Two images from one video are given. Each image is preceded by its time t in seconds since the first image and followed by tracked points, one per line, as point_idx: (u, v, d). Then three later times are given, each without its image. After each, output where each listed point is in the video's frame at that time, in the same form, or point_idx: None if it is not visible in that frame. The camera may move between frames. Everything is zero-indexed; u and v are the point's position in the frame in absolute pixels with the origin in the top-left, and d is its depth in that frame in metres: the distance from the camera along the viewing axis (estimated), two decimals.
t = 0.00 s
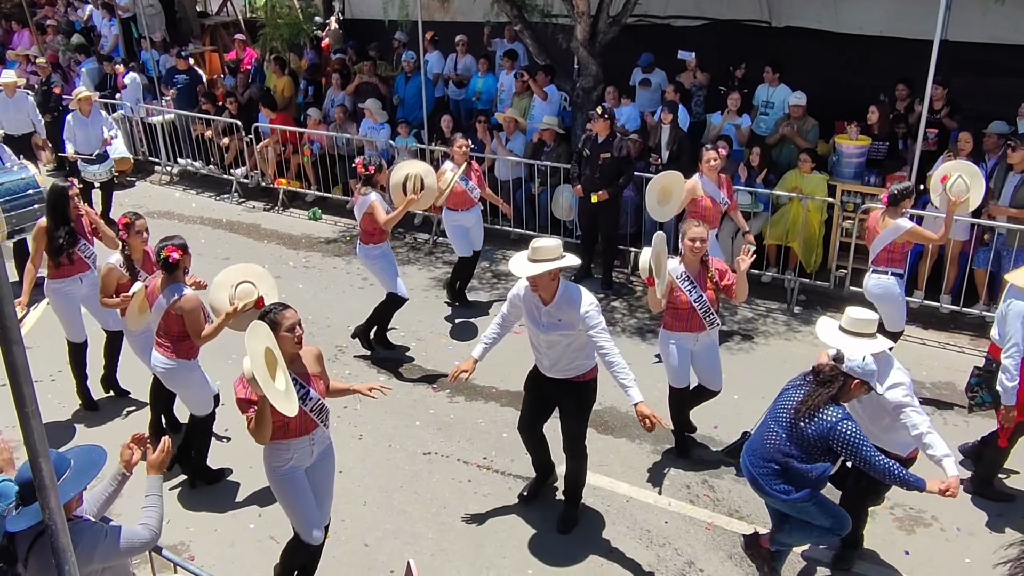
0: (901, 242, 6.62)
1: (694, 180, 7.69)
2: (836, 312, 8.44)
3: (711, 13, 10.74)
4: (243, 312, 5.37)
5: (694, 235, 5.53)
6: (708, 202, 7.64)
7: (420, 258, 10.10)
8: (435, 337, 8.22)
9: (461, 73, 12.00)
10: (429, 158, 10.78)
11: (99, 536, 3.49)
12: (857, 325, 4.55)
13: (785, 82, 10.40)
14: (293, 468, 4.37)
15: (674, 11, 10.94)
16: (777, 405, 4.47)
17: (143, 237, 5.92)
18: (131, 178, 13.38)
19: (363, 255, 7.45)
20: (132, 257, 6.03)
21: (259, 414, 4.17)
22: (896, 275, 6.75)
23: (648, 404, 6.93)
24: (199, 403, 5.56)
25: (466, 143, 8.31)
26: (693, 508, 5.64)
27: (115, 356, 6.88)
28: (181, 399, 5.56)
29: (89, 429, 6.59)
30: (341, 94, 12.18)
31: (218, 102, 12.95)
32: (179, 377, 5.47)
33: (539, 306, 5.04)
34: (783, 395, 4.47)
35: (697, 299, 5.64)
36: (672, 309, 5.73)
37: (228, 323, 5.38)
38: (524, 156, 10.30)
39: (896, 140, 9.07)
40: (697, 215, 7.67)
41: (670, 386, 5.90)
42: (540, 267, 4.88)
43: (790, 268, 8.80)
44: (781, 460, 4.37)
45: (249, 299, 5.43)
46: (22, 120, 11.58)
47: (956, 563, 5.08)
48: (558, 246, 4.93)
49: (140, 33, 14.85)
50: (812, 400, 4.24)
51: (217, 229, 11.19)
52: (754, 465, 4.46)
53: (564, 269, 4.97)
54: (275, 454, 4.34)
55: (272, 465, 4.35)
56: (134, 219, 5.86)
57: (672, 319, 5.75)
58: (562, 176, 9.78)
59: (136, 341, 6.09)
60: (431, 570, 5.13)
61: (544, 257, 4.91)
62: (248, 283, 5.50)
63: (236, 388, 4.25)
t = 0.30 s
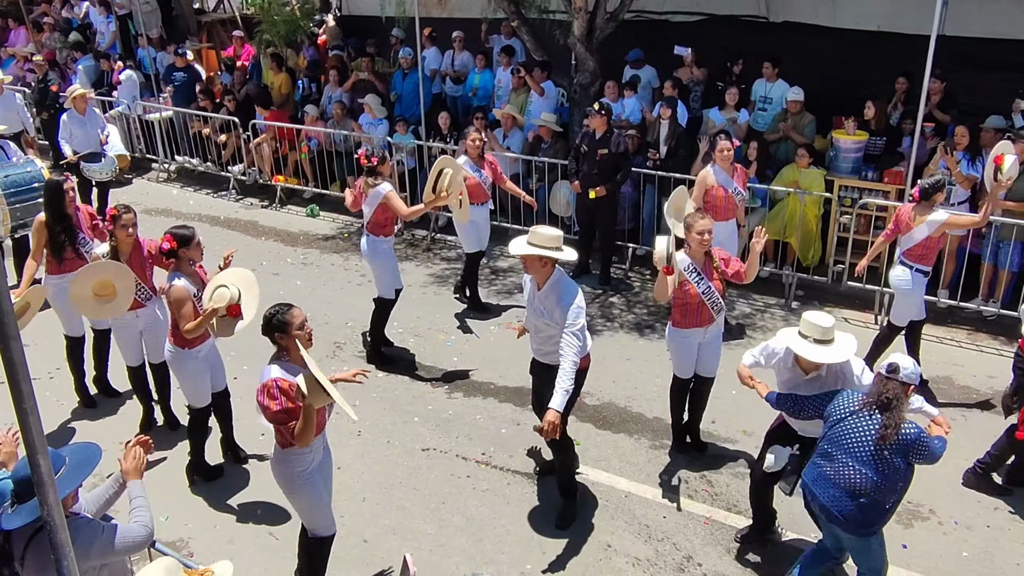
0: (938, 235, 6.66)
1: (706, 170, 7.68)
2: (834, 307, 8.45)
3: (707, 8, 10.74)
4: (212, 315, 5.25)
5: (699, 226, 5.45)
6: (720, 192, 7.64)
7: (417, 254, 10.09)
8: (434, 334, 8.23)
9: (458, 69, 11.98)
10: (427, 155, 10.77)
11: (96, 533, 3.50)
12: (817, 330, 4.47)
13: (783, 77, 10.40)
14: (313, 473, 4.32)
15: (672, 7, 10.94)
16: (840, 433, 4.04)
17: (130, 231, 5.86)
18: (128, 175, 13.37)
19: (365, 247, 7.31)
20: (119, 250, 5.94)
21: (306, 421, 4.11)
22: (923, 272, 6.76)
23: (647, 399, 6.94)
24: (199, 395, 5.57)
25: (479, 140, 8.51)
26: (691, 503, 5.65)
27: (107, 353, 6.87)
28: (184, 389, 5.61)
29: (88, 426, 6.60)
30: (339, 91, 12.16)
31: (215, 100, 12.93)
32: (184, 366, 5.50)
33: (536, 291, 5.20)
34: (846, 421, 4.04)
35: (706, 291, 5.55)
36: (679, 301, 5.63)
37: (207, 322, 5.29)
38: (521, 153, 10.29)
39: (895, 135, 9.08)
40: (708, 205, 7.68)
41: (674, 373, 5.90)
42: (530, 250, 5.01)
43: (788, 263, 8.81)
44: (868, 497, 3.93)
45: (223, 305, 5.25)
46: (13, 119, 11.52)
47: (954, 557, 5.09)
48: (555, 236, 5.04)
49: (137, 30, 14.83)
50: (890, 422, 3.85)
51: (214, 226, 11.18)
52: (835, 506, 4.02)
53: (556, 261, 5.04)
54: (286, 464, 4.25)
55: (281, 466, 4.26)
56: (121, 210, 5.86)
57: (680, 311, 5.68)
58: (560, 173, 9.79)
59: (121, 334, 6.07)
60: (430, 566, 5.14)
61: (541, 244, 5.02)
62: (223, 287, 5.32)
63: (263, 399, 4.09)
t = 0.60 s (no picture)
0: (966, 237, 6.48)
1: (721, 169, 7.68)
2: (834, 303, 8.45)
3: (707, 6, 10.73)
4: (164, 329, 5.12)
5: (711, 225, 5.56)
6: (730, 192, 7.63)
7: (417, 253, 10.09)
8: (434, 332, 8.22)
9: (458, 67, 11.97)
10: (427, 153, 10.76)
11: (97, 531, 3.51)
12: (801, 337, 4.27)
13: (782, 74, 10.39)
14: (330, 475, 4.35)
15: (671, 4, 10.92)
16: (910, 428, 3.96)
17: (118, 236, 5.70)
18: (128, 175, 13.37)
19: (375, 254, 7.27)
20: (109, 254, 5.82)
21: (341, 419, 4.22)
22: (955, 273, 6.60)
23: (647, 396, 6.94)
24: (205, 390, 5.56)
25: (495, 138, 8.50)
26: (692, 499, 5.65)
27: (107, 352, 6.86)
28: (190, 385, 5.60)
29: (88, 424, 6.61)
30: (339, 90, 12.14)
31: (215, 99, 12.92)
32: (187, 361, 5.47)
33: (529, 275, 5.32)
34: (914, 413, 3.95)
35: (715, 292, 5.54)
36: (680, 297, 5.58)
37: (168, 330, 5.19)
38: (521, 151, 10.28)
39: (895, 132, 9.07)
40: (716, 203, 7.72)
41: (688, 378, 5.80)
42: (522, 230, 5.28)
43: (788, 260, 8.80)
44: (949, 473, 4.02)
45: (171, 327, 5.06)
46: (10, 121, 11.50)
47: (955, 552, 5.09)
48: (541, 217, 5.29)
49: (136, 30, 14.82)
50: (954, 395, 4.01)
51: (214, 225, 11.19)
52: (932, 497, 3.97)
53: (546, 245, 5.24)
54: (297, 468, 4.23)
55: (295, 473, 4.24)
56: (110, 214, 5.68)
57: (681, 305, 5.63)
58: (560, 171, 9.79)
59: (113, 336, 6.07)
60: (431, 564, 5.14)
61: (534, 228, 5.29)
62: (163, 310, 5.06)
63: (301, 406, 4.10)
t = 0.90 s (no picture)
0: (989, 232, 6.35)
1: (739, 173, 7.57)
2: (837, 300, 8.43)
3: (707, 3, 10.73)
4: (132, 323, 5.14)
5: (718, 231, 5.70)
6: (751, 195, 7.51)
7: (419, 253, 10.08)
8: (436, 331, 8.24)
9: (459, 67, 11.96)
10: (428, 153, 10.76)
11: (101, 532, 3.51)
12: (792, 337, 4.10)
13: (783, 71, 10.38)
14: (346, 470, 4.36)
15: (671, 2, 10.92)
16: (959, 396, 4.22)
17: (109, 241, 5.66)
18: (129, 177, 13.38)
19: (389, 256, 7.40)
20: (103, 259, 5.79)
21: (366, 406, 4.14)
22: (982, 269, 6.48)
23: (650, 394, 6.93)
24: (198, 394, 5.56)
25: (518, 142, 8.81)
26: (696, 497, 5.65)
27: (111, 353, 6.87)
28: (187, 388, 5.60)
29: (90, 426, 6.61)
30: (340, 91, 12.14)
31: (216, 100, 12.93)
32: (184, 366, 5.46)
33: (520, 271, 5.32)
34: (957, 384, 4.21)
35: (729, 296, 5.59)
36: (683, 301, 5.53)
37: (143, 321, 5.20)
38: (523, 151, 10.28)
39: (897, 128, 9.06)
40: (735, 205, 7.57)
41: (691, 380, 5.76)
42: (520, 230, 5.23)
43: (791, 257, 8.79)
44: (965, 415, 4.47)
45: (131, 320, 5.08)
46: (14, 126, 11.54)
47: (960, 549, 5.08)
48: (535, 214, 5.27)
49: (137, 32, 14.83)
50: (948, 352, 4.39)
51: (217, 227, 11.20)
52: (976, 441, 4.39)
53: (540, 243, 5.21)
54: (309, 467, 4.20)
55: (314, 472, 4.22)
56: (106, 220, 5.67)
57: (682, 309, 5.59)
58: (561, 171, 9.79)
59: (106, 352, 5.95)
60: (434, 564, 5.14)
61: (530, 225, 5.25)
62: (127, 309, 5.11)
63: (336, 395, 4.04)
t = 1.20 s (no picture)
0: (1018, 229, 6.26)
1: (767, 176, 7.36)
2: (843, 302, 8.40)
3: (710, 6, 10.73)
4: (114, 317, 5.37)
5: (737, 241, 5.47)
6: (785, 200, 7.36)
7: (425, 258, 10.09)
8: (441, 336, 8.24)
9: (463, 71, 11.98)
10: (433, 158, 10.77)
11: (109, 539, 3.52)
12: (778, 373, 3.77)
13: (788, 72, 10.37)
14: (369, 483, 4.27)
15: (675, 5, 10.93)
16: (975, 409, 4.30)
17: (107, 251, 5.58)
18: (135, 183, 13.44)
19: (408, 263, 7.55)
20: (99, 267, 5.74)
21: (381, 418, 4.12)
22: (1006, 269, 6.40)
23: (657, 398, 6.92)
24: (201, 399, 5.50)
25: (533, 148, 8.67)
26: (702, 501, 5.63)
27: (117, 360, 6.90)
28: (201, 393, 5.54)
29: (97, 433, 6.62)
30: (344, 96, 12.16)
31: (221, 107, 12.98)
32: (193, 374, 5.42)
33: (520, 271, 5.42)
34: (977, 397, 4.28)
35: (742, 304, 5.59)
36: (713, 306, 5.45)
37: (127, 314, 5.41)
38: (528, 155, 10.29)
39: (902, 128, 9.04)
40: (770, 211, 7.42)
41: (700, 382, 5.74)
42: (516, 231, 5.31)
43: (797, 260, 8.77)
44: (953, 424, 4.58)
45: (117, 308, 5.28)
46: (27, 135, 11.57)
47: (968, 551, 5.05)
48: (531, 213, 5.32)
49: (143, 39, 14.90)
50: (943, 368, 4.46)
51: (222, 232, 11.23)
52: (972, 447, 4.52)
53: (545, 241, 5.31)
54: (328, 482, 4.13)
55: (338, 488, 4.14)
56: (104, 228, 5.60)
57: (705, 315, 5.52)
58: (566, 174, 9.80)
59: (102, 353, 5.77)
60: (440, 569, 5.12)
61: (525, 227, 5.29)
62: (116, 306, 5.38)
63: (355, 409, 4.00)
